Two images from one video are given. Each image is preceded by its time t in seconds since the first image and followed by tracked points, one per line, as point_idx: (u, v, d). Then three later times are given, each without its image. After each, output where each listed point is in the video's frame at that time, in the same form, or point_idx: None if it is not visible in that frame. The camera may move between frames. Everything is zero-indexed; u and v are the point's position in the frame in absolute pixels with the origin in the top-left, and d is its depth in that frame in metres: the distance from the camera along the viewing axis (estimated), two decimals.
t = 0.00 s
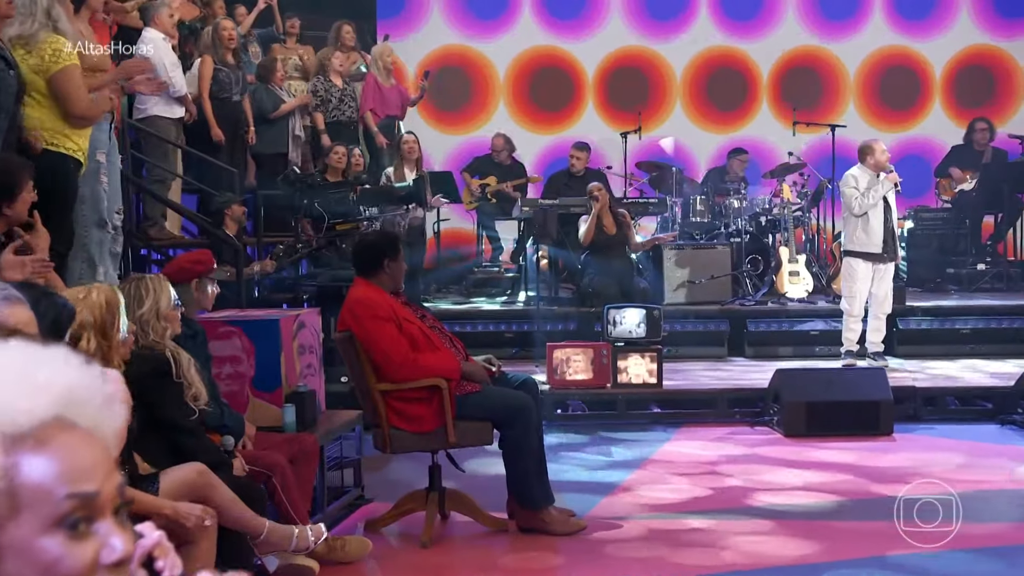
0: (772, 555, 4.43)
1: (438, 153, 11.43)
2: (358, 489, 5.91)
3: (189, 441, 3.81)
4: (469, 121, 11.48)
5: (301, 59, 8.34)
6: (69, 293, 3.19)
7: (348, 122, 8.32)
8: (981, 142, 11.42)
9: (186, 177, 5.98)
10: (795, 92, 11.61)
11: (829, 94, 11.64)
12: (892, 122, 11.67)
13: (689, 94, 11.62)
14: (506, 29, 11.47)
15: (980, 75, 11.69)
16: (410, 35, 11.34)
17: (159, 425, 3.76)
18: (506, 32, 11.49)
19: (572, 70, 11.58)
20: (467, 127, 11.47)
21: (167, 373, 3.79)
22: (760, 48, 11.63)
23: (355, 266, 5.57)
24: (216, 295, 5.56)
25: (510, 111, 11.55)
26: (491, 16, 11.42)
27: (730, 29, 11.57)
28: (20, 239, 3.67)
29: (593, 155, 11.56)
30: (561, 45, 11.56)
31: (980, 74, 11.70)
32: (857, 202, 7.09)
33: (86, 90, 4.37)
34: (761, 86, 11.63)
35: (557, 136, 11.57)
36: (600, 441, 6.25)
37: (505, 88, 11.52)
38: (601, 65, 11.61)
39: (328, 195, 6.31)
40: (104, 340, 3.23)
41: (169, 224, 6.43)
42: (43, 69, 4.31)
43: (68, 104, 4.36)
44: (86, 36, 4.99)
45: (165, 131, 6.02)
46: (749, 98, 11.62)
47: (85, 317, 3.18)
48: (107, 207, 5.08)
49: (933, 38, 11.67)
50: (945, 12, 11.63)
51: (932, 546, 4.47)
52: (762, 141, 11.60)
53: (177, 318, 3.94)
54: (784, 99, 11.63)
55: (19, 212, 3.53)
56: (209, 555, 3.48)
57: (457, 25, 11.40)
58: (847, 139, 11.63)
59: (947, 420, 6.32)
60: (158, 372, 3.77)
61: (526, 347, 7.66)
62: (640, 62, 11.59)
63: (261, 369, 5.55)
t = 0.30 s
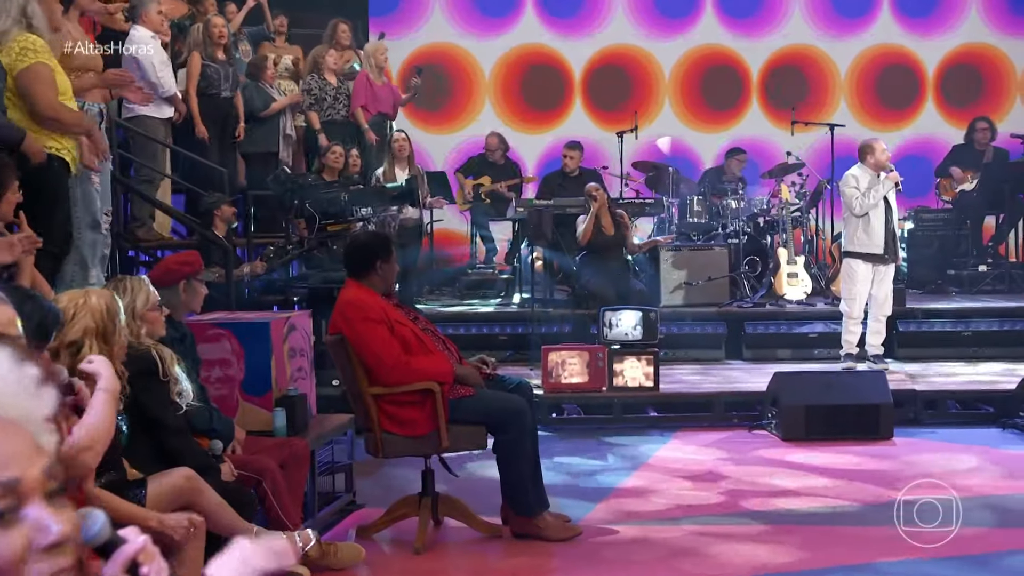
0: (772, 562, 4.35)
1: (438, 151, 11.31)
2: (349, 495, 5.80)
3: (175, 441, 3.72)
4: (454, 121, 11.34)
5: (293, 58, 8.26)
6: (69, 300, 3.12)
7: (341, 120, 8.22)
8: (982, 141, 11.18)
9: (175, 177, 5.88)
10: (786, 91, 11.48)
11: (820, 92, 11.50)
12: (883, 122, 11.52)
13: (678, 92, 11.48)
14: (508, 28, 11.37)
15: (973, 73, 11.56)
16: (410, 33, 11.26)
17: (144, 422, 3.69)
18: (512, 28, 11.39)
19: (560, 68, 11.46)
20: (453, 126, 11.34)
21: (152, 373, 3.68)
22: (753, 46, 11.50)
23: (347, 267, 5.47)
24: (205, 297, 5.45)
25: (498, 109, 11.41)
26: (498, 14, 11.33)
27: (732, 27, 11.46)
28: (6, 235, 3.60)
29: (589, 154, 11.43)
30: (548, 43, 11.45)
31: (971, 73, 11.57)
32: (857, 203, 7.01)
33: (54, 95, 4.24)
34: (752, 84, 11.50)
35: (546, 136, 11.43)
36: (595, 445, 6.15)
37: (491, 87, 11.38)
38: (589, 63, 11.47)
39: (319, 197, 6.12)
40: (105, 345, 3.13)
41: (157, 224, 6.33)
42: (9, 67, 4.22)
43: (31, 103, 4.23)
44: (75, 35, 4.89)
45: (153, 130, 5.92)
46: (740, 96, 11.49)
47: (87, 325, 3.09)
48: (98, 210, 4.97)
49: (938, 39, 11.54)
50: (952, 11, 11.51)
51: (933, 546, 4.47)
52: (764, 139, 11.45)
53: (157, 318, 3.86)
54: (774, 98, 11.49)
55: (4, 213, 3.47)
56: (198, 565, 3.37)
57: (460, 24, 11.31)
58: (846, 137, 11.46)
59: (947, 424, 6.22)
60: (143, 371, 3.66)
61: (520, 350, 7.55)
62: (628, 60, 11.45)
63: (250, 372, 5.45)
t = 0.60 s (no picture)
0: (769, 569, 4.27)
1: (439, 151, 11.05)
2: (339, 501, 5.70)
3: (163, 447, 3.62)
4: (437, 119, 11.07)
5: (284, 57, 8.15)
6: (75, 307, 2.94)
7: (331, 121, 8.07)
8: (982, 142, 10.85)
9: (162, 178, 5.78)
10: (775, 90, 11.22)
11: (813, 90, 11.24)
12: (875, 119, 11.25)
13: (667, 90, 11.21)
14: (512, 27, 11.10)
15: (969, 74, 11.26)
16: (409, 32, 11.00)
17: (129, 427, 3.57)
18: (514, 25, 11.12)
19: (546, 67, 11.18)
20: (439, 125, 11.07)
21: (139, 377, 3.59)
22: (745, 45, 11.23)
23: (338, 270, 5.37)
24: (193, 300, 5.35)
25: (483, 109, 11.14)
26: (501, 12, 11.07)
27: (734, 24, 11.20)
28: None
29: (584, 154, 11.17)
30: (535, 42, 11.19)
31: (962, 73, 11.27)
32: (858, 205, 6.94)
33: (20, 88, 4.11)
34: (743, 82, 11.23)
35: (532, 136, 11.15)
36: (591, 450, 6.06)
37: (477, 85, 11.11)
38: (574, 62, 11.20)
39: (309, 198, 5.90)
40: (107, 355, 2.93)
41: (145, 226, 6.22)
42: None
43: None
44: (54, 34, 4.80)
45: (141, 130, 5.81)
46: (732, 95, 11.22)
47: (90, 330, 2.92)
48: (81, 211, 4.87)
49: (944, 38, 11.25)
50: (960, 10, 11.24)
51: (933, 546, 4.48)
52: (764, 140, 11.17)
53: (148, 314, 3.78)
54: (765, 98, 11.23)
55: None
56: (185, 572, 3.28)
57: (460, 22, 11.04)
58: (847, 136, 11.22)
59: (947, 429, 6.14)
60: (130, 375, 3.57)
61: (514, 353, 7.46)
62: (614, 60, 11.19)
63: (239, 377, 5.35)
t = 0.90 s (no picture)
0: None
1: (439, 151, 10.71)
2: (330, 508, 5.58)
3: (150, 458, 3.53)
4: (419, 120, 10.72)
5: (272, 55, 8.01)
6: (30, 305, 3.10)
7: (318, 122, 7.90)
8: (984, 143, 10.47)
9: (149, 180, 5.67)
10: (765, 91, 10.82)
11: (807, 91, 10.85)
12: (870, 118, 10.85)
13: (655, 90, 10.81)
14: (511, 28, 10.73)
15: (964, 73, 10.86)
16: (408, 31, 10.69)
17: (115, 434, 3.48)
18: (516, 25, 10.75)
19: (531, 66, 10.80)
20: (424, 126, 10.72)
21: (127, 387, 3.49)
22: (740, 44, 10.83)
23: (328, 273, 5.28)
24: (180, 304, 5.25)
25: (467, 109, 10.76)
26: (500, 11, 10.70)
27: (737, 23, 10.79)
28: None
29: (582, 156, 10.78)
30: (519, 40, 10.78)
31: (955, 73, 10.87)
32: (863, 206, 6.85)
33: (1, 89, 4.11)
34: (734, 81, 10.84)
35: (516, 138, 10.77)
36: (586, 455, 5.97)
37: (461, 86, 10.74)
38: (559, 62, 10.81)
39: (299, 200, 5.79)
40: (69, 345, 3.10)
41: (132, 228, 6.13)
42: None
43: None
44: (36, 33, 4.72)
45: (128, 131, 5.71)
46: (722, 95, 10.84)
47: (48, 326, 3.09)
48: (59, 213, 4.78)
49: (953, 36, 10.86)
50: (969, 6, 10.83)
51: (932, 546, 4.47)
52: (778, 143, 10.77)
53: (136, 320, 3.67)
54: (755, 98, 10.83)
55: None
56: None
57: (462, 20, 10.70)
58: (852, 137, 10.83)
59: (947, 434, 6.05)
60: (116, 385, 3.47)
61: (507, 357, 7.38)
62: (600, 59, 10.80)
63: (228, 383, 5.25)
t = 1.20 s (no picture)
0: None
1: (436, 151, 10.60)
2: (320, 516, 5.48)
3: (138, 475, 3.41)
4: (404, 121, 10.60)
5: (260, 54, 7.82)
6: (11, 303, 2.89)
7: (300, 123, 7.59)
8: (984, 144, 10.36)
9: (136, 181, 5.59)
10: (755, 91, 10.72)
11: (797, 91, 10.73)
12: (861, 118, 10.76)
13: (644, 90, 10.71)
14: (513, 28, 10.64)
15: (954, 71, 10.75)
16: (409, 31, 10.58)
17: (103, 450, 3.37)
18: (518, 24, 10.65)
19: (517, 66, 10.70)
20: (409, 127, 10.60)
21: (114, 402, 3.37)
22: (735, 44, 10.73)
23: (319, 276, 5.18)
24: (166, 308, 5.16)
25: (452, 110, 10.65)
26: (503, 10, 10.60)
27: (741, 23, 10.69)
28: None
29: (582, 158, 10.66)
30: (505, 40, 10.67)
31: (946, 73, 10.77)
32: (864, 213, 6.75)
33: None
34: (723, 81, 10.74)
35: (502, 138, 10.67)
36: (580, 462, 5.87)
37: (446, 86, 10.63)
38: (546, 62, 10.70)
39: (289, 202, 5.67)
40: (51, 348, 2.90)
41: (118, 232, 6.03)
42: None
43: None
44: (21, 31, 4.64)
45: (114, 131, 5.62)
46: (711, 94, 10.74)
47: (31, 325, 2.87)
48: (42, 215, 4.69)
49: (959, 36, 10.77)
50: (976, 5, 10.75)
51: (934, 553, 4.39)
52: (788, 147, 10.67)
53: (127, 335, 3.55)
54: (744, 98, 10.72)
55: None
56: None
57: (463, 20, 10.61)
58: (860, 142, 10.72)
59: (947, 440, 5.97)
60: (103, 400, 3.36)
61: (501, 362, 7.29)
62: (588, 59, 10.70)
63: (215, 389, 5.15)
